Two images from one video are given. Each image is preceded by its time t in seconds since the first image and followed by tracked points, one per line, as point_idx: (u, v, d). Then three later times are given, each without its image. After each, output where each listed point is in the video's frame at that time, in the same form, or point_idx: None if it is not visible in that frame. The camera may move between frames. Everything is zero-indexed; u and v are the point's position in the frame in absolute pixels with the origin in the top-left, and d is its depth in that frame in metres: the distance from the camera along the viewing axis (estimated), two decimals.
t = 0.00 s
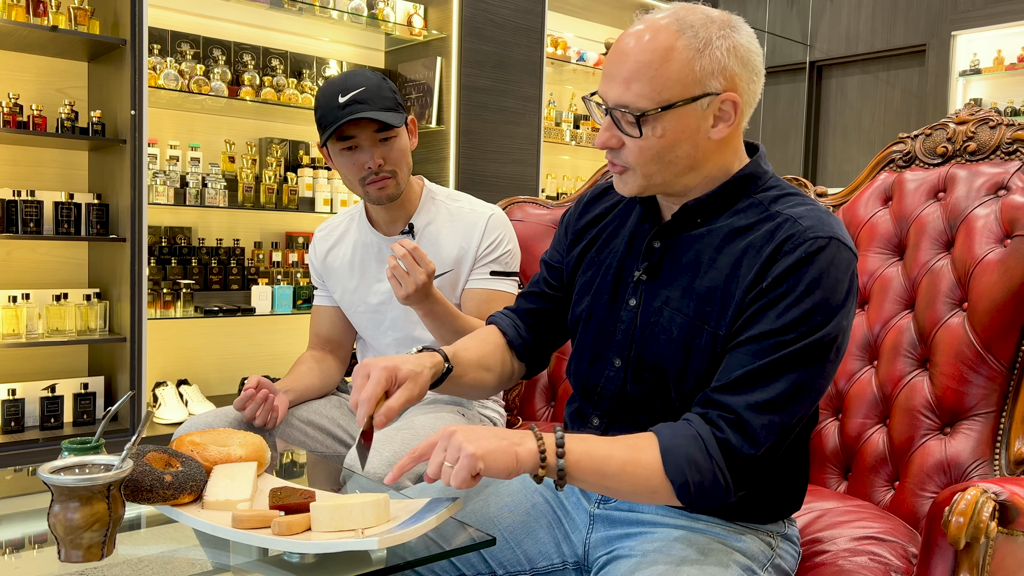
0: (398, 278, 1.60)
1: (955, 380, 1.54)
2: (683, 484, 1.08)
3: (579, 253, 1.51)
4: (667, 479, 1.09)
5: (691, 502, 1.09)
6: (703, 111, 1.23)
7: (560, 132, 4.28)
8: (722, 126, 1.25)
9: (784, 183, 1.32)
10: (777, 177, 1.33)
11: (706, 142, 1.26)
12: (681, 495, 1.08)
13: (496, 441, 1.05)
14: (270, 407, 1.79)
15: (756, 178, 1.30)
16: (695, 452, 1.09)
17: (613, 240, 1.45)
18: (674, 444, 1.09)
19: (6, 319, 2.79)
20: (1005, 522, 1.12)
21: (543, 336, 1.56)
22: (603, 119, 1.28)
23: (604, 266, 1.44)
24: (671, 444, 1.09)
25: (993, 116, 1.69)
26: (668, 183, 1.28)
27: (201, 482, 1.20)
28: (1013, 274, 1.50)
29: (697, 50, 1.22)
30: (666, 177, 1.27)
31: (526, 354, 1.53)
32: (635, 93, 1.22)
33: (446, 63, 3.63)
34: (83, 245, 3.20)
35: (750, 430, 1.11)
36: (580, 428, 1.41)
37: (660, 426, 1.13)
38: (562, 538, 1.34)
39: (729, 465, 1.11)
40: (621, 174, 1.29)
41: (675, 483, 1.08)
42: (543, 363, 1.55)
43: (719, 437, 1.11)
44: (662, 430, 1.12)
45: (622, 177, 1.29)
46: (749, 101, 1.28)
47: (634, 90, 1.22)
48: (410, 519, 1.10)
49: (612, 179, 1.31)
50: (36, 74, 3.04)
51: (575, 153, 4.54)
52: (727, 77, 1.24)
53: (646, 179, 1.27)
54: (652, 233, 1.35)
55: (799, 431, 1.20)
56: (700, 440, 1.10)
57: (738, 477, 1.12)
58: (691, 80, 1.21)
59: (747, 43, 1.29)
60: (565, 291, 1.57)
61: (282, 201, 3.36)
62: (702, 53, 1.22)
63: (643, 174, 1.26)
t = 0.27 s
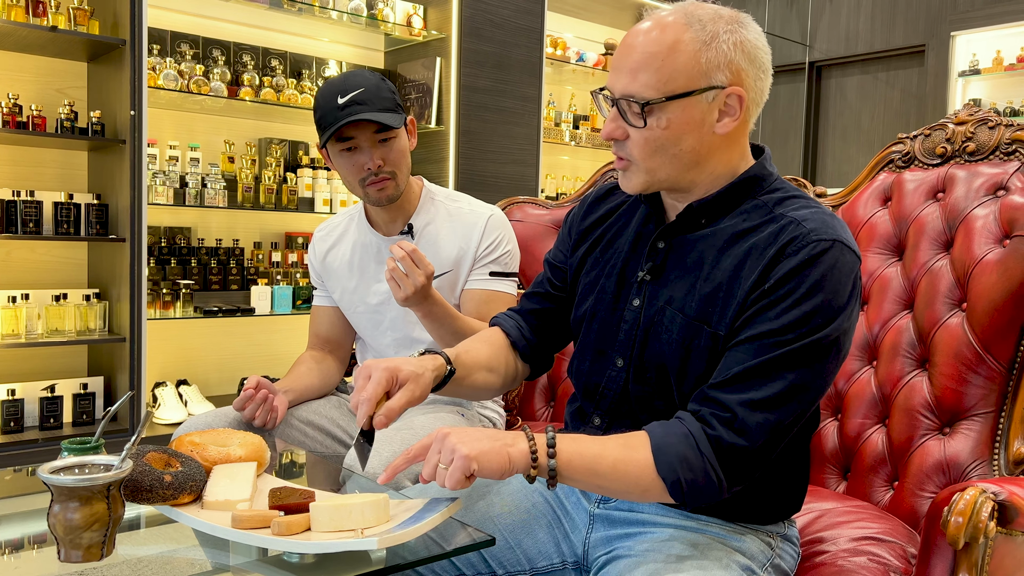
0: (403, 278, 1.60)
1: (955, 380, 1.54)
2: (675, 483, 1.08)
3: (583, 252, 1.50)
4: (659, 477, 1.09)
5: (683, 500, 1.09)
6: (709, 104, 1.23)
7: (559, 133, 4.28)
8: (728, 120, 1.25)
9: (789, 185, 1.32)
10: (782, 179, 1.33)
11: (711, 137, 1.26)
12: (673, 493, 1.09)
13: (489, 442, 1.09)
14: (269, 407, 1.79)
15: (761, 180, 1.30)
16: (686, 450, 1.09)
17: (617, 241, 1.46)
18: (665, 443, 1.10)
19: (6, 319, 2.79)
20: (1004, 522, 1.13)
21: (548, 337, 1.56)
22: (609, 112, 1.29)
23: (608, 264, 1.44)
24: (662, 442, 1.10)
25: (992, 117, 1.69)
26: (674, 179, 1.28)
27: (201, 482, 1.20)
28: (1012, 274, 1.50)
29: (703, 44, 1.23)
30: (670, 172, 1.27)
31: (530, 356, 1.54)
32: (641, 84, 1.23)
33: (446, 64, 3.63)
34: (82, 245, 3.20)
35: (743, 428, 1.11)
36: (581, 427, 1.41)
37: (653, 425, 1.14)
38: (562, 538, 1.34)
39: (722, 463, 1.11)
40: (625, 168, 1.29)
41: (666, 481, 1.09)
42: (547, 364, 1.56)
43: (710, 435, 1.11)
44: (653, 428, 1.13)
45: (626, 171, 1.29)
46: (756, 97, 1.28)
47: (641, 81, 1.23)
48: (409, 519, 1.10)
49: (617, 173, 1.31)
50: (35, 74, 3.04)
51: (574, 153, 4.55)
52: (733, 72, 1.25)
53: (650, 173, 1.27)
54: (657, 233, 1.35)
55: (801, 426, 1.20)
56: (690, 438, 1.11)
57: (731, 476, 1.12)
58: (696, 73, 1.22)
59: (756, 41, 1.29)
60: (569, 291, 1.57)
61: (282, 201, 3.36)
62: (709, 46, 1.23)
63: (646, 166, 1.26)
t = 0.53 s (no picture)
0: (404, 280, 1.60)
1: (955, 380, 1.54)
2: (672, 484, 1.09)
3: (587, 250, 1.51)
4: (656, 477, 1.10)
5: (680, 500, 1.10)
6: (672, 91, 1.27)
7: (559, 133, 4.28)
8: (693, 111, 1.26)
9: (790, 185, 1.31)
10: (782, 179, 1.33)
11: (676, 126, 1.28)
12: (670, 493, 1.10)
13: (488, 445, 1.08)
14: (269, 407, 1.79)
15: (761, 179, 1.30)
16: (684, 451, 1.10)
17: (620, 240, 1.46)
18: (663, 443, 1.10)
19: (5, 319, 2.79)
20: (1003, 522, 1.13)
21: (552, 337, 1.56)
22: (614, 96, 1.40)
23: (610, 262, 1.44)
24: (660, 442, 1.11)
25: (991, 117, 1.69)
26: (647, 163, 1.33)
27: (200, 482, 1.20)
28: (1012, 275, 1.50)
29: (678, 33, 1.28)
30: (642, 153, 1.32)
31: (536, 357, 1.54)
32: (620, 67, 1.32)
33: (445, 64, 3.63)
34: (82, 245, 3.19)
35: (743, 429, 1.11)
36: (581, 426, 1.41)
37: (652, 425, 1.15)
38: (562, 538, 1.33)
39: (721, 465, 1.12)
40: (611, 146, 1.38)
41: (663, 481, 1.10)
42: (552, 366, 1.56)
43: (708, 435, 1.11)
44: (652, 428, 1.13)
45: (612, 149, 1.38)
46: (731, 95, 1.26)
47: (617, 66, 1.32)
48: (409, 519, 1.10)
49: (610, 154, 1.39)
50: (35, 74, 3.04)
51: (574, 153, 4.55)
52: (704, 65, 1.26)
53: (623, 153, 1.34)
54: (658, 231, 1.34)
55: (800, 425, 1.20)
56: (689, 439, 1.11)
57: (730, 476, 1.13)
58: (663, 61, 1.28)
59: (747, 41, 1.28)
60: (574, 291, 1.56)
61: (282, 202, 3.36)
62: (681, 36, 1.28)
63: (620, 147, 1.34)
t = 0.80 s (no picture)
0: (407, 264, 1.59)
1: (954, 380, 1.54)
2: (683, 472, 1.08)
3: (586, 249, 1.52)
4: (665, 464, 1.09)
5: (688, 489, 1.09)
6: (665, 89, 1.28)
7: (559, 133, 4.29)
8: (686, 107, 1.27)
9: (786, 182, 1.32)
10: (779, 176, 1.34)
11: (671, 123, 1.29)
12: (678, 481, 1.09)
13: (502, 417, 1.08)
14: (269, 407, 1.79)
15: (758, 177, 1.30)
16: (694, 440, 1.09)
17: (620, 240, 1.46)
18: (674, 431, 1.10)
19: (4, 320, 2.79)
20: (1002, 523, 1.13)
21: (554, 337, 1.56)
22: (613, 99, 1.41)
23: (610, 261, 1.44)
24: (672, 430, 1.10)
25: (991, 118, 1.69)
26: (645, 162, 1.34)
27: (200, 482, 1.20)
28: (1011, 274, 1.50)
29: (668, 32, 1.29)
30: (638, 153, 1.33)
31: (539, 356, 1.53)
32: (615, 68, 1.34)
33: (445, 64, 3.63)
34: (81, 246, 3.19)
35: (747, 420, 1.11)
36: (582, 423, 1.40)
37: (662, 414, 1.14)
38: (563, 538, 1.33)
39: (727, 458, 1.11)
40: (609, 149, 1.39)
41: (673, 470, 1.09)
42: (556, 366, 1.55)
43: (719, 428, 1.11)
44: (664, 416, 1.13)
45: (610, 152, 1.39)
46: (723, 91, 1.27)
47: (611, 68, 1.34)
48: (408, 520, 1.10)
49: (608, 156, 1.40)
50: (34, 74, 3.04)
51: (574, 153, 4.55)
52: (694, 61, 1.27)
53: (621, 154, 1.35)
54: (656, 229, 1.35)
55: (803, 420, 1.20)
56: (701, 429, 1.10)
57: (737, 469, 1.12)
58: (654, 60, 1.29)
59: (736, 37, 1.29)
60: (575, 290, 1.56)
61: (281, 202, 3.36)
62: (671, 34, 1.29)
63: (618, 148, 1.35)
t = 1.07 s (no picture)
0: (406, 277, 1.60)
1: (954, 380, 1.55)
2: (699, 474, 1.09)
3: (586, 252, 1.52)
4: (681, 467, 1.10)
5: (702, 490, 1.10)
6: (663, 90, 1.28)
7: (558, 134, 4.29)
8: (683, 108, 1.27)
9: (785, 181, 1.32)
10: (777, 175, 1.34)
11: (669, 124, 1.29)
12: (694, 483, 1.09)
13: (519, 417, 1.11)
14: (269, 408, 1.79)
15: (756, 177, 1.31)
16: (710, 441, 1.09)
17: (620, 240, 1.46)
18: (689, 432, 1.10)
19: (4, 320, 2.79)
20: (1001, 523, 1.13)
21: (555, 341, 1.56)
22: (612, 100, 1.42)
23: (610, 263, 1.44)
24: (687, 431, 1.10)
25: (990, 118, 1.69)
26: (644, 162, 1.34)
27: (200, 483, 1.20)
28: (1011, 275, 1.50)
29: (667, 33, 1.30)
30: (637, 153, 1.34)
31: (539, 362, 1.54)
32: (614, 68, 1.35)
33: (445, 65, 3.63)
34: (81, 246, 3.19)
35: (758, 425, 1.11)
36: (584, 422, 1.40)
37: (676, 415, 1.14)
38: (563, 538, 1.34)
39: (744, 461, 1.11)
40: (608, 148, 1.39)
41: (689, 472, 1.09)
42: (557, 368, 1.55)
43: (734, 429, 1.11)
44: (678, 418, 1.13)
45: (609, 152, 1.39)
46: (720, 92, 1.27)
47: (609, 70, 1.35)
48: (408, 520, 1.10)
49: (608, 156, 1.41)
50: (34, 74, 3.04)
51: (574, 154, 4.55)
52: (692, 62, 1.27)
53: (621, 155, 1.36)
54: (655, 230, 1.35)
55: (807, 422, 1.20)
56: (717, 430, 1.10)
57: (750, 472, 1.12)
58: (652, 61, 1.30)
59: (734, 38, 1.30)
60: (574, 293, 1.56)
61: (281, 202, 3.36)
62: (669, 36, 1.30)
63: (616, 147, 1.36)
